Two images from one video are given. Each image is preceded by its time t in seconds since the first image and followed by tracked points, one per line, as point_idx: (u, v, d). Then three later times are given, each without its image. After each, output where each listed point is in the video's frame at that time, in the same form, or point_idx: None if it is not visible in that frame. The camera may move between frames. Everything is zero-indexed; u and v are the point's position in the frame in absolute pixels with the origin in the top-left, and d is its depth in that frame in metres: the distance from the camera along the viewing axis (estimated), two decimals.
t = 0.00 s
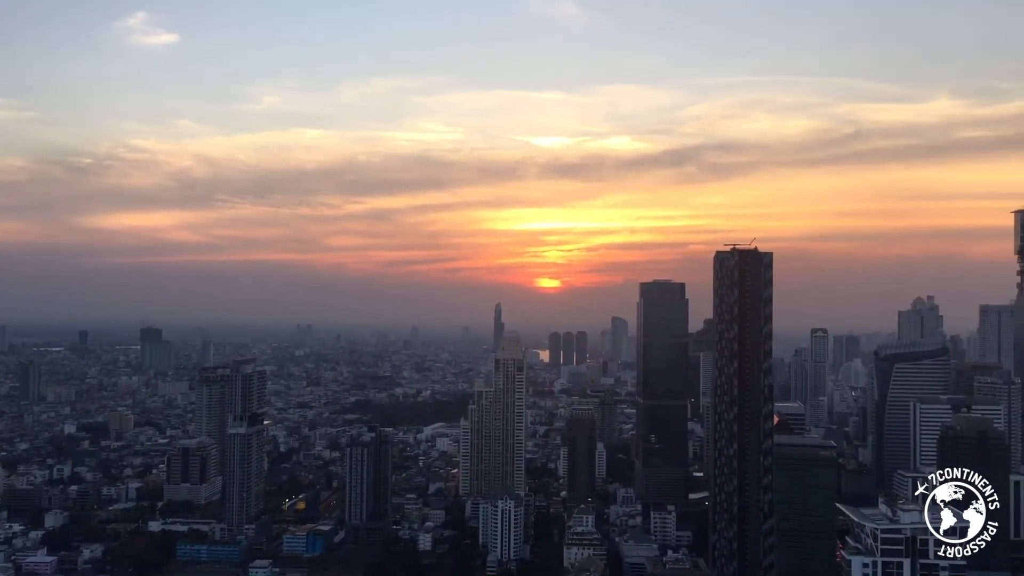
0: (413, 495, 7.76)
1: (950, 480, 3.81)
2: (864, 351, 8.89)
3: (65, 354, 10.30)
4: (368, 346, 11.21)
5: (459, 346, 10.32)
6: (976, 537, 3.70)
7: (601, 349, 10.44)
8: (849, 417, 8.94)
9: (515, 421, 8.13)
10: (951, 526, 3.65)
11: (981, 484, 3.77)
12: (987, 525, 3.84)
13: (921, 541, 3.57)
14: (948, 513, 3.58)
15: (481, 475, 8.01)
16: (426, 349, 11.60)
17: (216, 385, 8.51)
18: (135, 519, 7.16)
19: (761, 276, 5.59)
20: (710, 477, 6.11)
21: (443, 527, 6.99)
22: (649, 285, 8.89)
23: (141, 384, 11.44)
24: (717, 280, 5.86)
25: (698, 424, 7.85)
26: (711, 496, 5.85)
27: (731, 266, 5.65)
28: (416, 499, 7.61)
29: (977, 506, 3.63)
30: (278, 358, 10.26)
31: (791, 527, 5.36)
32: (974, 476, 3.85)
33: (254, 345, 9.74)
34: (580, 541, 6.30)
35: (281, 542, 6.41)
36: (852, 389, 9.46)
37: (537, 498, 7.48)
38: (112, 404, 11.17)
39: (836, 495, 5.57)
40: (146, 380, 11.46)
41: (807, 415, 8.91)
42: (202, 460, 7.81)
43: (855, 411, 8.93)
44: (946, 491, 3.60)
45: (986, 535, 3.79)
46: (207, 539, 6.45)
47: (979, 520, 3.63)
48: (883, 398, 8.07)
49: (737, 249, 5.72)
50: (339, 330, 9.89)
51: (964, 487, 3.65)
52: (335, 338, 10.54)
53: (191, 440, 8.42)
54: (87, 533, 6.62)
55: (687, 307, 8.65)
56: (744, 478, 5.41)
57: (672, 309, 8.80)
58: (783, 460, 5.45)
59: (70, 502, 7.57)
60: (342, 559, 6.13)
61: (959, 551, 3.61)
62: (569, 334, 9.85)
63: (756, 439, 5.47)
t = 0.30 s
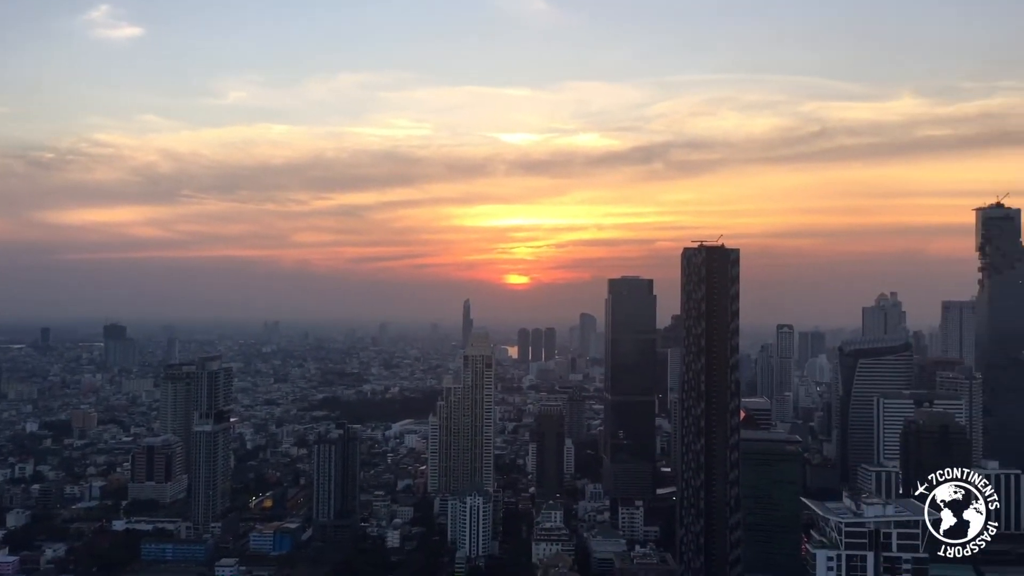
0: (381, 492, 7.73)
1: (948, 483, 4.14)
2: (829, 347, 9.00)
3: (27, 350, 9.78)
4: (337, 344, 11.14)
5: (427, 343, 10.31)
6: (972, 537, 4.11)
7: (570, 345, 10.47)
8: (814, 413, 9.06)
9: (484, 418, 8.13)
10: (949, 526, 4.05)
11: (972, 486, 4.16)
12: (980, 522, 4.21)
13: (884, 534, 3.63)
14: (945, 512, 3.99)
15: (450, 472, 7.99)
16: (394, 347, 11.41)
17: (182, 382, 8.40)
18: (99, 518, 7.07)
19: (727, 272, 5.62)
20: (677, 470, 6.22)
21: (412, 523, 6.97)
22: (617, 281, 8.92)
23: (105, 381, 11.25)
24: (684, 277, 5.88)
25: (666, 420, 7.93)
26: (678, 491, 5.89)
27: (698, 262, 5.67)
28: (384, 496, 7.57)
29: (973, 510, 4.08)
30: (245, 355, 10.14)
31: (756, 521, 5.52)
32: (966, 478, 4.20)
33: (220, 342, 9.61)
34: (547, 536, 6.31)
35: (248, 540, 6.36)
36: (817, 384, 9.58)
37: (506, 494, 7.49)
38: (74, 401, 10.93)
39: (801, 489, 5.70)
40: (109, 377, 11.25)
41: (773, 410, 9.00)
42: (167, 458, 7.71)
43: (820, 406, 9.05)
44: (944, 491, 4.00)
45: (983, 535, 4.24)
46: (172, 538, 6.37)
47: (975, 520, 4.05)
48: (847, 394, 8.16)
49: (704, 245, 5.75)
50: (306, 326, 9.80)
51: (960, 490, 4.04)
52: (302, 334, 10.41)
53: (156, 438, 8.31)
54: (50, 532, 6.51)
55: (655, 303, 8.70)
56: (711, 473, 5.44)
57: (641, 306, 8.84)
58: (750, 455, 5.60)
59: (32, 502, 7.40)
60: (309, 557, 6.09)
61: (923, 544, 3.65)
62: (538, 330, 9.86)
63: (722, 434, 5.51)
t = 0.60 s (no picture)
0: (355, 490, 7.70)
1: (949, 479, 4.07)
2: (801, 344, 9.09)
3: None
4: (311, 342, 11.09)
5: (402, 342, 10.34)
6: (975, 536, 4.05)
7: (544, 343, 10.50)
8: (786, 409, 9.17)
9: (458, 415, 8.13)
10: (949, 523, 4.01)
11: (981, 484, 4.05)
12: (987, 523, 4.14)
13: (855, 529, 3.67)
14: (947, 512, 3.99)
15: (424, 469, 7.97)
16: (367, 344, 11.23)
17: (153, 381, 8.35)
18: (70, 517, 6.98)
19: (701, 269, 5.65)
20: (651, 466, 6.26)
21: (386, 521, 6.95)
22: (591, 279, 8.94)
23: (75, 380, 11.13)
24: (657, 274, 5.89)
25: (639, 416, 7.97)
26: (652, 488, 5.91)
27: (672, 260, 5.69)
28: (358, 494, 7.54)
29: (978, 505, 3.97)
30: (217, 353, 10.05)
31: (730, 517, 5.55)
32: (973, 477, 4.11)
33: (191, 339, 9.52)
34: (521, 533, 6.31)
35: (221, 539, 6.31)
36: (789, 381, 9.69)
37: (480, 491, 7.49)
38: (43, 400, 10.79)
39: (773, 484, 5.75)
40: (79, 376, 11.12)
41: (746, 407, 9.08)
42: (139, 457, 7.65)
43: (792, 403, 9.15)
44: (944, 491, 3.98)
45: (987, 534, 4.12)
46: (143, 538, 6.31)
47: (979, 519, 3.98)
48: (819, 391, 8.23)
49: (678, 243, 5.76)
50: (279, 324, 9.76)
51: (965, 486, 3.97)
52: (276, 331, 10.34)
53: (127, 436, 8.22)
54: (19, 533, 6.41)
55: (628, 301, 8.73)
56: (684, 471, 5.47)
57: (615, 304, 8.87)
58: (721, 451, 5.61)
59: None
60: (283, 556, 6.06)
61: (892, 538, 3.69)
62: (512, 327, 9.87)
63: (695, 431, 5.54)
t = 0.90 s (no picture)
0: (336, 489, 7.66)
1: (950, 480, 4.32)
2: (780, 342, 9.13)
3: None
4: (291, 341, 11.02)
5: (383, 340, 10.32)
6: (975, 535, 4.29)
7: (525, 342, 10.50)
8: (766, 407, 9.22)
9: (439, 414, 8.11)
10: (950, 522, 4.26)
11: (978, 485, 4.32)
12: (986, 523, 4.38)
13: (834, 526, 3.69)
14: (947, 511, 4.24)
15: (405, 468, 7.95)
16: (348, 342, 10.98)
17: (131, 380, 8.28)
18: (47, 517, 6.91)
19: (681, 268, 5.66)
20: (631, 464, 6.27)
21: (368, 520, 6.94)
22: (572, 277, 8.95)
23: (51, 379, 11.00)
24: (638, 273, 5.90)
25: (620, 415, 7.99)
26: (633, 486, 5.92)
27: (653, 259, 5.70)
28: (338, 493, 7.51)
29: (977, 505, 4.21)
30: (196, 351, 9.97)
31: (710, 515, 5.58)
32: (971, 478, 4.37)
33: (170, 338, 9.41)
34: (503, 531, 6.31)
35: (200, 539, 6.26)
36: (769, 379, 9.73)
37: (461, 490, 7.48)
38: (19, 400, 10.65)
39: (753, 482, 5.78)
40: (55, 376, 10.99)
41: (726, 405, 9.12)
42: (117, 457, 7.59)
43: (772, 401, 9.20)
44: (944, 491, 4.26)
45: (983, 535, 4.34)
46: (122, 537, 6.25)
47: (978, 518, 4.23)
48: (799, 389, 8.27)
49: (658, 242, 5.77)
50: (258, 323, 9.69)
51: (965, 488, 4.23)
52: (256, 330, 10.26)
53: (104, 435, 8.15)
54: None
55: (609, 300, 8.75)
56: (665, 469, 5.48)
57: (596, 303, 8.87)
58: (702, 449, 5.64)
59: None
60: (263, 556, 6.02)
61: (870, 536, 3.72)
62: (494, 326, 9.86)
63: (676, 430, 5.56)
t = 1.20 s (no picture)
0: (317, 489, 7.63)
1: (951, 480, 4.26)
2: (761, 341, 9.17)
3: None
4: (272, 340, 10.97)
5: (365, 340, 10.29)
6: (976, 536, 4.26)
7: (507, 341, 10.51)
8: (746, 406, 9.27)
9: (421, 414, 8.10)
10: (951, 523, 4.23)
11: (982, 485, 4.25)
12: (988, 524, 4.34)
13: (814, 524, 3.72)
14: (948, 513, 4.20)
15: (387, 468, 7.93)
16: (329, 342, 11.00)
17: (111, 380, 8.22)
18: (26, 518, 6.85)
19: (663, 268, 5.67)
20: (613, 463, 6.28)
21: (349, 520, 6.92)
22: (554, 277, 8.96)
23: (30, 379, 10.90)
24: (620, 272, 5.91)
25: (602, 414, 8.00)
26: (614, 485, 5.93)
27: (635, 258, 5.71)
28: (320, 493, 7.48)
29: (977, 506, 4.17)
30: (176, 350, 9.91)
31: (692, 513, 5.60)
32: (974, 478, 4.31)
33: (151, 338, 9.34)
34: (484, 531, 6.31)
35: (181, 540, 6.22)
36: (749, 378, 9.78)
37: (442, 490, 7.47)
38: None
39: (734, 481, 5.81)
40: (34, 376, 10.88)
41: (707, 403, 9.17)
42: (96, 458, 7.53)
43: (752, 400, 9.25)
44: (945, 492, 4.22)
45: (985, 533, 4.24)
46: (101, 538, 6.20)
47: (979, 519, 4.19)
48: (780, 388, 8.32)
49: (640, 242, 5.79)
50: (239, 322, 9.65)
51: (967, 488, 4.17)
52: (237, 329, 10.22)
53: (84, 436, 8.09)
54: None
55: (591, 299, 8.77)
56: (646, 468, 5.50)
57: (578, 302, 8.88)
58: (683, 448, 5.66)
59: None
60: (244, 556, 6.00)
61: (850, 534, 3.75)
62: (475, 325, 9.86)
63: (657, 429, 5.58)
